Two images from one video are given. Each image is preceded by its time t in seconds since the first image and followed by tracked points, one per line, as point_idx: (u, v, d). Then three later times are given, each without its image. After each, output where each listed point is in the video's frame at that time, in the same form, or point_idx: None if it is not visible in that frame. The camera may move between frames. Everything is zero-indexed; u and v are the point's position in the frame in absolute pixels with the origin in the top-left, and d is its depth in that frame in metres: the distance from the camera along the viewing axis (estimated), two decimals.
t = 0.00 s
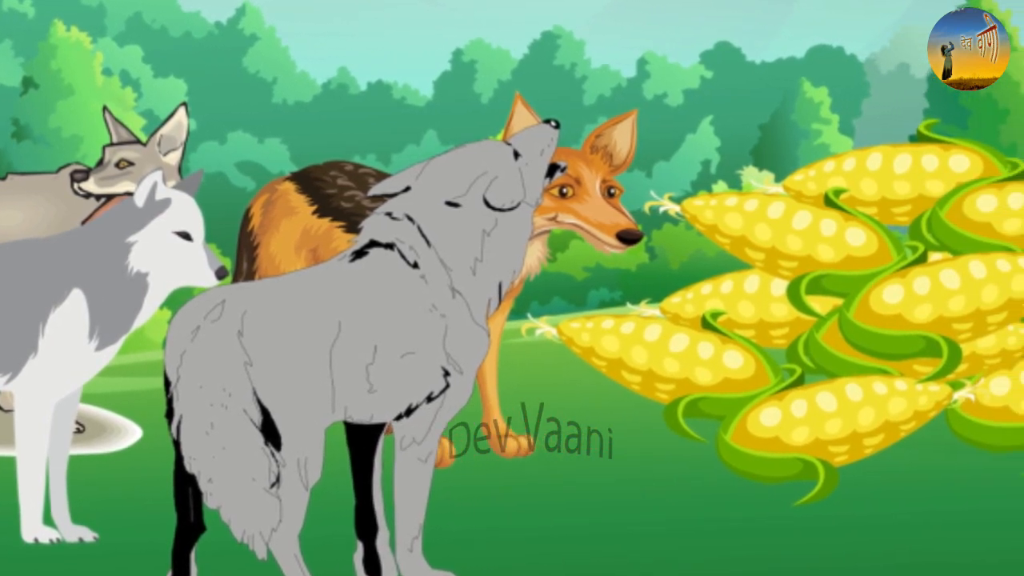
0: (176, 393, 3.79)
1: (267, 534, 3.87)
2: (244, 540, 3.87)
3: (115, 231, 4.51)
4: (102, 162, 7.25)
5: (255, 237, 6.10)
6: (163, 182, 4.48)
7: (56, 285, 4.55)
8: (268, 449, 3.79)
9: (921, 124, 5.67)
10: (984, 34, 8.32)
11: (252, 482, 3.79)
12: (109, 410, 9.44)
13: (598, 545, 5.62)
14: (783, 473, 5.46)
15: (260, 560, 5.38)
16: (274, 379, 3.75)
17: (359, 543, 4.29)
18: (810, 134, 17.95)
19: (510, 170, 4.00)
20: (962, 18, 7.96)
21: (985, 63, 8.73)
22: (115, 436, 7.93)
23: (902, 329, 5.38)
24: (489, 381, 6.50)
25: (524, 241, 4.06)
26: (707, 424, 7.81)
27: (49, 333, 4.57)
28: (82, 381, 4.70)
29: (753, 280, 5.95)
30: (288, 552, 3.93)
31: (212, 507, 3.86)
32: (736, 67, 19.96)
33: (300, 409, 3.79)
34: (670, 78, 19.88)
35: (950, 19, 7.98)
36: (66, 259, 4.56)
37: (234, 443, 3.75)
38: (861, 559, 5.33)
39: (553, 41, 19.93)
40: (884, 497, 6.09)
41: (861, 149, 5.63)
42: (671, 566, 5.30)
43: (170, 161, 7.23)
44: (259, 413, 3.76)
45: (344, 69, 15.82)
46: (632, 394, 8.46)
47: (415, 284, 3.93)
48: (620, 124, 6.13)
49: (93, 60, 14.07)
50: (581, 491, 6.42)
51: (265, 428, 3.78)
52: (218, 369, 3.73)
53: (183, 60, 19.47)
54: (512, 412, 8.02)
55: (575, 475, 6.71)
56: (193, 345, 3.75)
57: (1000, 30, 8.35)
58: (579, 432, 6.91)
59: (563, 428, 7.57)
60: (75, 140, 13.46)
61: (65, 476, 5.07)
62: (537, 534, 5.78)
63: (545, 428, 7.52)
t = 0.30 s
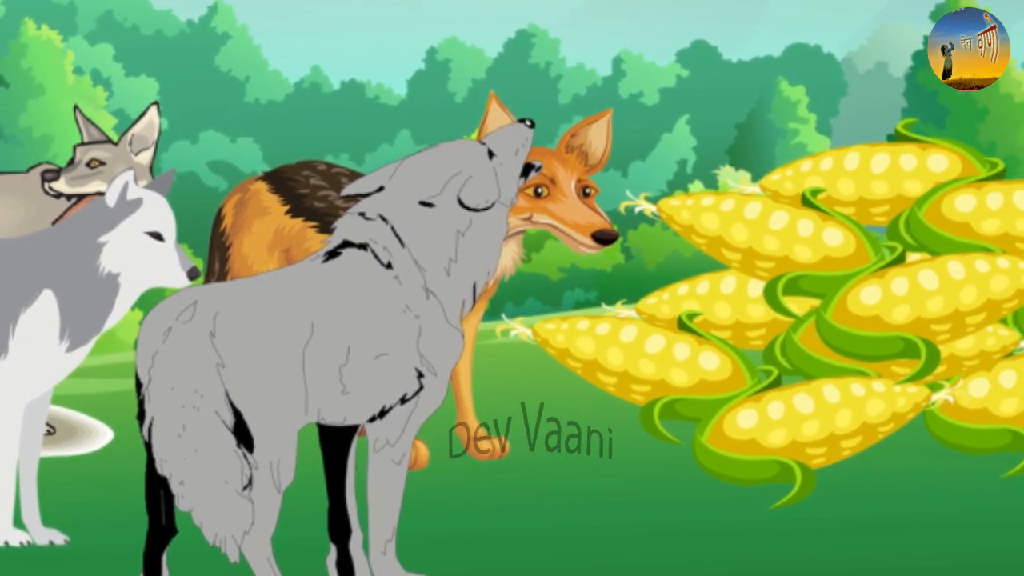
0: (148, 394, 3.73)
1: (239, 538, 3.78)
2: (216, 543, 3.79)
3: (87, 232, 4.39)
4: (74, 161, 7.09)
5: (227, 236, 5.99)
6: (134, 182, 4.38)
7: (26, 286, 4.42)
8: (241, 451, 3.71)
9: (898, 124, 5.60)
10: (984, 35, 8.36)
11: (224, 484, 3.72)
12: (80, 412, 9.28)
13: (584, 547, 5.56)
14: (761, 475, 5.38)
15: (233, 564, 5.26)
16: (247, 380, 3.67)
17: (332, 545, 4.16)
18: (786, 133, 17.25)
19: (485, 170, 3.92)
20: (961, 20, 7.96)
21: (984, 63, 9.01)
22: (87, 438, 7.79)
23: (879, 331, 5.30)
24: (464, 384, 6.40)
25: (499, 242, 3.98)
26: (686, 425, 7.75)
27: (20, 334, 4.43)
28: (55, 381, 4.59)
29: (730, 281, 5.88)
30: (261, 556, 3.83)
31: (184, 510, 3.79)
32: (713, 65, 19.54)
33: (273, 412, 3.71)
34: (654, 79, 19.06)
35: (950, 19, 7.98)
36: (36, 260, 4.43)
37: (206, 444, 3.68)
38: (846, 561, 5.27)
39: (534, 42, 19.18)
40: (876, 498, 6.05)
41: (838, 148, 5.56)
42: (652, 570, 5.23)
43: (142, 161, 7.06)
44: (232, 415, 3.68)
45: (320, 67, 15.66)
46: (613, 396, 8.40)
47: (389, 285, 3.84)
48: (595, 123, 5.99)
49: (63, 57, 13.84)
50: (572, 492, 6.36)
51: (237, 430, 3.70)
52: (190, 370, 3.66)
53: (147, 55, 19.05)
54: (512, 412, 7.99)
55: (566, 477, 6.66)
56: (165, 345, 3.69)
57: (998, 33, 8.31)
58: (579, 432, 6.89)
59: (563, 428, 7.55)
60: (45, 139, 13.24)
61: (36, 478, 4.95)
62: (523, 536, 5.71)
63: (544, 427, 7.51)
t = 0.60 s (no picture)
0: (119, 396, 3.68)
1: (211, 540, 3.76)
2: (188, 546, 3.77)
3: (56, 232, 4.26)
4: (43, 160, 6.86)
5: (199, 237, 5.87)
6: (105, 181, 4.26)
7: None
8: (213, 454, 3.65)
9: (876, 123, 5.55)
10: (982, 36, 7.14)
11: (196, 487, 3.67)
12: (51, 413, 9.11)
13: (564, 551, 5.49)
14: (737, 478, 5.32)
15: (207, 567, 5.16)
16: (217, 380, 3.61)
17: (306, 548, 4.15)
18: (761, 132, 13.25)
19: (459, 170, 3.84)
20: (962, 17, 7.12)
21: (985, 64, 7.41)
22: (58, 439, 7.64)
23: (857, 332, 5.25)
24: (437, 387, 6.24)
25: (473, 242, 3.89)
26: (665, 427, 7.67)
27: None
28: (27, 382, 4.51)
29: (706, 281, 5.81)
30: (233, 559, 3.82)
31: (156, 512, 3.75)
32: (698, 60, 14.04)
33: (245, 412, 3.65)
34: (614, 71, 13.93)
35: (950, 17, 7.18)
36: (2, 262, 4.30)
37: (178, 447, 3.63)
38: (825, 564, 5.24)
39: (502, 34, 14.24)
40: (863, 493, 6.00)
41: (815, 148, 5.51)
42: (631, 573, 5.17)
43: (113, 160, 6.84)
44: (204, 417, 3.63)
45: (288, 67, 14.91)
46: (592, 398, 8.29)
47: (362, 285, 3.75)
48: (570, 122, 5.81)
49: (33, 55, 12.85)
50: (562, 494, 6.29)
51: (209, 432, 3.64)
52: (161, 371, 3.59)
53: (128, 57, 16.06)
54: (512, 412, 7.93)
55: (558, 479, 6.60)
56: (136, 346, 3.61)
57: (998, 33, 7.22)
58: (579, 432, 6.83)
59: (563, 427, 7.45)
60: (15, 139, 12.42)
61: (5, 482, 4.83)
62: (507, 540, 5.65)
63: (545, 428, 7.44)
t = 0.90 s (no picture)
0: (90, 398, 3.65)
1: (182, 543, 3.73)
2: (159, 550, 3.74)
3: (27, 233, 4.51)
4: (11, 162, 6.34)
5: (170, 237, 5.76)
6: (76, 181, 4.49)
7: None
8: (184, 456, 3.61)
9: (853, 123, 5.50)
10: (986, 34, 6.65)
11: (167, 490, 3.65)
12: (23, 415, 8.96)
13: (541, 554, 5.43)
14: (713, 480, 5.26)
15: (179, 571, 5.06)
16: (190, 382, 3.55)
17: (277, 552, 4.05)
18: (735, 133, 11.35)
19: (432, 169, 3.75)
20: (962, 18, 6.73)
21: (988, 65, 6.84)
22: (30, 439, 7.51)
23: (835, 333, 5.19)
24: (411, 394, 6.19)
25: (448, 242, 3.82)
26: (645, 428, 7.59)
27: None
28: (6, 373, 4.92)
29: (681, 283, 5.74)
30: (204, 562, 3.77)
31: (127, 515, 3.74)
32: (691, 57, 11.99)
33: (216, 415, 3.58)
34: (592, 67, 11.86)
35: (949, 18, 6.77)
36: None
37: (148, 449, 3.61)
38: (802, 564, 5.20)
39: (476, 34, 12.56)
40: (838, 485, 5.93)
41: (792, 147, 5.46)
42: None
43: (84, 161, 6.49)
44: (175, 419, 3.58)
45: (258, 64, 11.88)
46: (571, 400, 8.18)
47: (334, 285, 3.66)
48: (545, 121, 5.70)
49: None
50: (548, 497, 6.21)
51: (180, 434, 3.60)
52: (132, 372, 3.56)
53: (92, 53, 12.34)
54: (513, 412, 7.86)
55: (535, 480, 6.51)
56: (107, 348, 3.58)
57: (998, 32, 6.73)
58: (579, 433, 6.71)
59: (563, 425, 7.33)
60: None
61: None
62: (485, 545, 5.57)
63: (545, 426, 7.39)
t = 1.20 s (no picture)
0: (59, 400, 3.56)
1: (153, 546, 3.64)
2: (130, 553, 3.65)
3: None
4: None
5: (141, 237, 5.62)
6: (46, 182, 4.68)
7: None
8: (155, 458, 3.53)
9: (830, 122, 5.46)
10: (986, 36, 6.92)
11: (138, 492, 3.56)
12: None
13: (519, 556, 5.36)
14: (689, 483, 5.20)
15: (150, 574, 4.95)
16: (160, 384, 3.46)
17: (249, 555, 3.99)
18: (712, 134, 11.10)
19: (405, 169, 3.67)
20: (962, 18, 6.86)
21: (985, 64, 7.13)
22: None
23: (812, 334, 5.14)
24: (384, 388, 6.07)
25: (421, 242, 3.74)
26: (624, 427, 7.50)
27: None
28: None
29: (656, 283, 5.66)
30: (175, 565, 3.68)
31: (97, 518, 3.66)
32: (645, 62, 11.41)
33: (187, 416, 3.49)
34: (568, 67, 11.34)
35: (949, 18, 6.89)
36: None
37: (119, 451, 3.53)
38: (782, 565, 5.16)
39: (448, 34, 11.66)
40: (820, 479, 5.88)
41: (768, 147, 5.41)
42: None
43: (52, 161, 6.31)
44: (146, 421, 3.50)
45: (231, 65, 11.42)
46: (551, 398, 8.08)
47: (306, 287, 3.57)
48: (519, 119, 5.60)
49: None
50: (531, 498, 6.14)
51: (152, 436, 3.51)
52: (102, 373, 3.47)
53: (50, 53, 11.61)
54: (513, 412, 7.68)
55: (513, 480, 6.43)
56: (76, 349, 3.49)
57: (998, 33, 7.00)
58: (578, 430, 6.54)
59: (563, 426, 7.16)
60: None
61: None
62: (462, 546, 5.49)
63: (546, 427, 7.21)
